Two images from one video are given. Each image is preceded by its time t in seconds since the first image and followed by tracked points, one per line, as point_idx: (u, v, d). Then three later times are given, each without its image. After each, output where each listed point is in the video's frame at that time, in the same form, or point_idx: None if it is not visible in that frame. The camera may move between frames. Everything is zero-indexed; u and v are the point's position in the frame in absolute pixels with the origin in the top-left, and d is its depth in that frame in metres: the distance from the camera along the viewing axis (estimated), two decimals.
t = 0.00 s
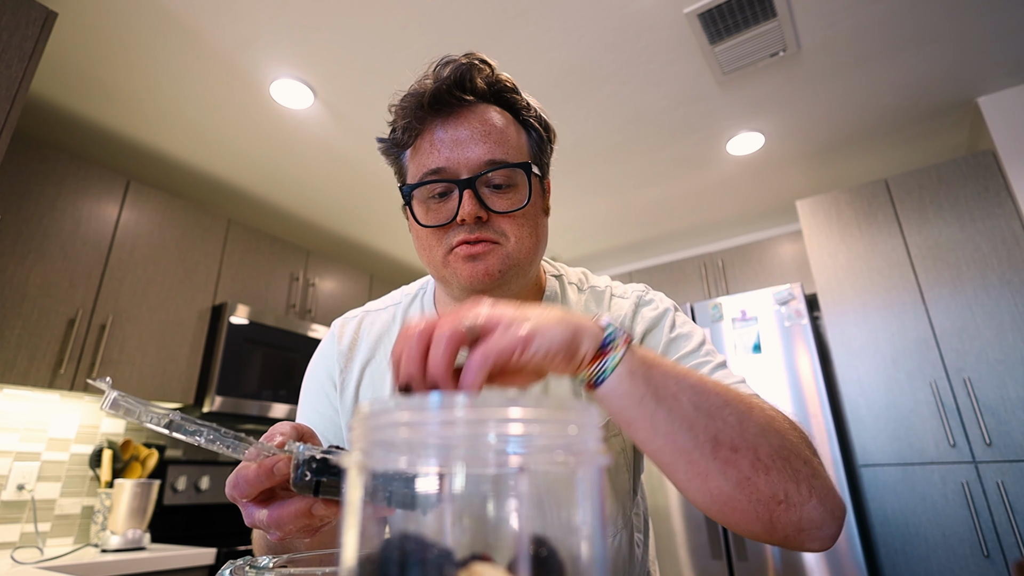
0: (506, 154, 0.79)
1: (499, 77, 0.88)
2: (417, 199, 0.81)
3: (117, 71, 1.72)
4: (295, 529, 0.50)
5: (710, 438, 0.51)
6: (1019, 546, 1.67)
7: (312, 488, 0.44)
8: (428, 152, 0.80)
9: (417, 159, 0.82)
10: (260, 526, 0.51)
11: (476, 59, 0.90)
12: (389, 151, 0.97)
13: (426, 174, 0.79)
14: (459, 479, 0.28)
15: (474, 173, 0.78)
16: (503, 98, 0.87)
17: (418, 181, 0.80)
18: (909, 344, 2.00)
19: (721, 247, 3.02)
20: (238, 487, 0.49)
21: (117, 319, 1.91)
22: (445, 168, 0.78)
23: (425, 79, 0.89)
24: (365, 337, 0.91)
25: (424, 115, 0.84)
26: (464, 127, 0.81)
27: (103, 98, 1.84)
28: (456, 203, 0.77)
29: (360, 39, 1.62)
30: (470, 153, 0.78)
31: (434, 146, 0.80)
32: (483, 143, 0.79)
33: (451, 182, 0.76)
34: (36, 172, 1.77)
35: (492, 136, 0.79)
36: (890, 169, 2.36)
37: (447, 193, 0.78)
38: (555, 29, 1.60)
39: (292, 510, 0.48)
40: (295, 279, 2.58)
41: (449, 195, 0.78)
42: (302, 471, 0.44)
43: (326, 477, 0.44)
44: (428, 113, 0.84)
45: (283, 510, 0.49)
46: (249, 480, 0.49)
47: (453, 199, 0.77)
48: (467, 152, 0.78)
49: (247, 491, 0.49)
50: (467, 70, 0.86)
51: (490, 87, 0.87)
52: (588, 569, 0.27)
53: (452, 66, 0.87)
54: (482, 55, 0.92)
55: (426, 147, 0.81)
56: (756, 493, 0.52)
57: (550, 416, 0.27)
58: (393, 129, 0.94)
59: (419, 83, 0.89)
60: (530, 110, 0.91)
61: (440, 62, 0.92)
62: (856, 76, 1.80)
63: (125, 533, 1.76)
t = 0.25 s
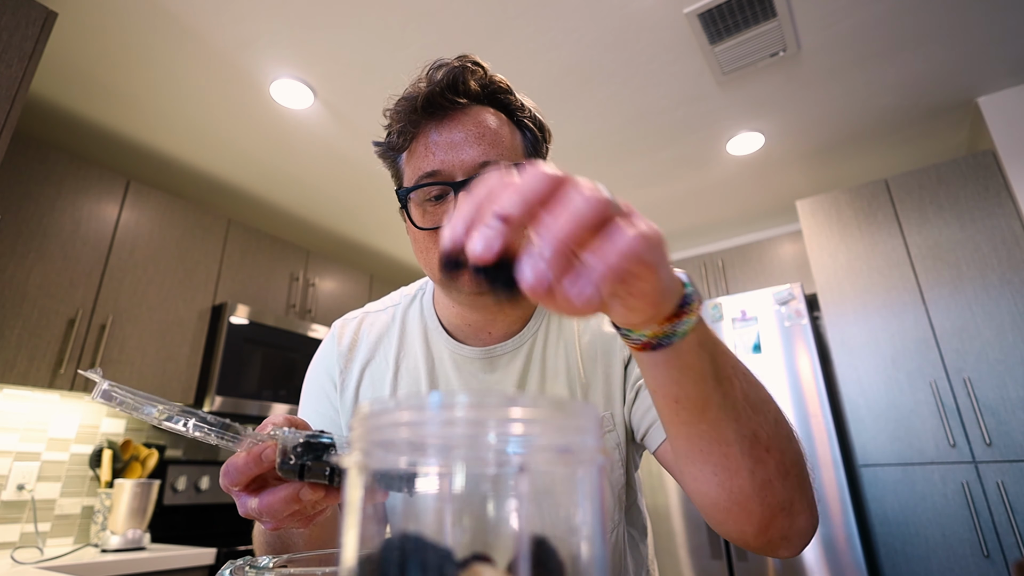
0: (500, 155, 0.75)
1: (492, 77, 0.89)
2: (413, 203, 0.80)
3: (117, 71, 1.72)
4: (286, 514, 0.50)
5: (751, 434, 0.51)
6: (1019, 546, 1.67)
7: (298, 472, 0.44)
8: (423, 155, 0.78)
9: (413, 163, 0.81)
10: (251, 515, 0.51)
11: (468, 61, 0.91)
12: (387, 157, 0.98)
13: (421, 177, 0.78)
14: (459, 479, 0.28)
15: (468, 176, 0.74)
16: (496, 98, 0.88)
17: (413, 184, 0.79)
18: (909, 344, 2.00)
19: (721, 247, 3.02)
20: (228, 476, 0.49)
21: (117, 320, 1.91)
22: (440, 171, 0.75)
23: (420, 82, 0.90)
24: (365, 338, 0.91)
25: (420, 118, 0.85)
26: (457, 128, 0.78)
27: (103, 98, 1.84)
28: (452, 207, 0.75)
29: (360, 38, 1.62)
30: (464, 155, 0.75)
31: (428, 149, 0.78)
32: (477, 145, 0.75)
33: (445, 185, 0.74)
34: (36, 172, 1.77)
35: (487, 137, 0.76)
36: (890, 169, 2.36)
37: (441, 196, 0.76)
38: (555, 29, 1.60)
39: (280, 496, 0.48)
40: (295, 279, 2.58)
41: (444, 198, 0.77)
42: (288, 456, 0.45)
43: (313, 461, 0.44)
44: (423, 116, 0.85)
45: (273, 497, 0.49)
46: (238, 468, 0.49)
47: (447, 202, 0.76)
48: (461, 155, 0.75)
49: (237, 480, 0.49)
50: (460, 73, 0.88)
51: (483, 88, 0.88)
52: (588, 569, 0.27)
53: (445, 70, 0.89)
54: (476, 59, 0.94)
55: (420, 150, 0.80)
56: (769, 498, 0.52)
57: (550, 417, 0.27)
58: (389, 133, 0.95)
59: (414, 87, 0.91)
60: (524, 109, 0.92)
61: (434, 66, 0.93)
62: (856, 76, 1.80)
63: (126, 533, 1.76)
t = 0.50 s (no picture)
0: (491, 156, 0.79)
1: (484, 76, 0.88)
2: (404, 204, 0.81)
3: (117, 71, 1.72)
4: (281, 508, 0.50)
5: (750, 509, 0.52)
6: (1019, 546, 1.67)
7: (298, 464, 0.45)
8: (414, 156, 0.80)
9: (404, 163, 0.82)
10: (247, 512, 0.51)
11: (459, 60, 0.90)
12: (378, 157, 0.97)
13: (413, 178, 0.79)
14: (459, 479, 0.28)
15: (460, 176, 0.78)
16: (489, 98, 0.87)
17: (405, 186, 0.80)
18: (909, 344, 2.00)
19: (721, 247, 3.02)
20: (225, 472, 0.49)
21: (117, 320, 1.91)
22: (432, 172, 0.78)
23: (410, 82, 0.89)
24: (359, 340, 0.91)
25: (410, 119, 0.85)
26: (448, 130, 0.81)
27: (103, 98, 1.84)
28: (443, 207, 0.77)
29: (360, 38, 1.62)
30: (456, 155, 0.78)
31: (419, 149, 0.80)
32: (468, 145, 0.79)
33: (438, 186, 0.77)
34: (36, 172, 1.77)
35: (478, 137, 0.79)
36: (890, 169, 2.36)
37: (434, 197, 0.78)
38: (555, 29, 1.60)
39: (280, 490, 0.48)
40: (295, 279, 2.58)
41: (436, 199, 0.78)
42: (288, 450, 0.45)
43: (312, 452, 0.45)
44: (414, 117, 0.84)
45: (271, 493, 0.49)
46: (237, 464, 0.49)
47: (440, 203, 0.77)
48: (453, 155, 0.78)
49: (235, 475, 0.49)
50: (451, 71, 0.86)
51: (474, 87, 0.87)
52: (587, 568, 0.27)
53: (435, 70, 0.87)
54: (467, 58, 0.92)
55: (412, 152, 0.81)
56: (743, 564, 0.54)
57: (550, 417, 0.27)
58: (380, 135, 0.93)
59: (404, 85, 0.89)
60: (516, 108, 0.90)
61: (424, 64, 0.92)
62: (856, 76, 1.80)
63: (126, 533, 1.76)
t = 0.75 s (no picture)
0: (456, 157, 0.77)
1: (459, 75, 0.87)
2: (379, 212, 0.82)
3: (116, 70, 1.72)
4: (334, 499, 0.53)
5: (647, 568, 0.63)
6: (1019, 546, 1.67)
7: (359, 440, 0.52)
8: (384, 164, 0.81)
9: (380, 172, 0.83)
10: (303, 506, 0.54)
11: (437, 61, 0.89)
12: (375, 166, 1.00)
13: (384, 185, 0.80)
14: (459, 479, 0.28)
15: (424, 179, 0.76)
16: (465, 97, 0.86)
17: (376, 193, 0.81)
18: (909, 344, 2.00)
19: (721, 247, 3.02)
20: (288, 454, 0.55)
21: (117, 320, 1.91)
22: (397, 177, 0.77)
23: (387, 89, 0.90)
24: (358, 337, 0.91)
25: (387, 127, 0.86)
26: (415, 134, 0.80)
27: (102, 98, 1.84)
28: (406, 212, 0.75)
29: (360, 38, 1.62)
30: (419, 159, 0.77)
31: (389, 157, 0.81)
32: (432, 148, 0.77)
33: (399, 191, 0.75)
34: (36, 172, 1.77)
35: (443, 140, 0.78)
36: (890, 169, 2.35)
37: (400, 202, 0.77)
38: (555, 29, 1.60)
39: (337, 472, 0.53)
40: (295, 279, 2.58)
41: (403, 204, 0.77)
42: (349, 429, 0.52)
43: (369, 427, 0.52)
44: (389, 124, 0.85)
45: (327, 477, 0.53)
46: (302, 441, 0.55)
47: (405, 208, 0.76)
48: (416, 159, 0.77)
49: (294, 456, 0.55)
50: (424, 77, 0.87)
51: (451, 88, 0.86)
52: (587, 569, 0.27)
53: (410, 75, 0.88)
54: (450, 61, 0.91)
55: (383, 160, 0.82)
56: None
57: (550, 416, 0.27)
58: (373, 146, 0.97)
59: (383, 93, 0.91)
60: (499, 103, 0.88)
61: (403, 68, 0.92)
62: (856, 76, 1.80)
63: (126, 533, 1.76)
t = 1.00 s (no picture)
0: (418, 162, 0.79)
1: (424, 79, 0.87)
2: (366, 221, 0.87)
3: (116, 71, 1.72)
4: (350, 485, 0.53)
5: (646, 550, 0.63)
6: (1019, 546, 1.67)
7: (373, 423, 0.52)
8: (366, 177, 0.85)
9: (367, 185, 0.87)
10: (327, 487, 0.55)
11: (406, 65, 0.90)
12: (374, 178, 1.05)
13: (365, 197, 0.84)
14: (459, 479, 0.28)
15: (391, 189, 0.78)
16: (431, 100, 0.87)
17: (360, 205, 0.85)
18: (909, 344, 2.00)
19: (721, 247, 3.02)
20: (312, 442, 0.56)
21: (117, 320, 1.91)
22: (371, 189, 0.80)
23: (360, 103, 0.92)
24: (361, 333, 0.91)
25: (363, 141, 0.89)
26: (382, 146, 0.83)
27: (102, 98, 1.84)
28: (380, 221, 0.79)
29: (360, 38, 1.62)
30: (386, 170, 0.79)
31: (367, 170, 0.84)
32: (397, 157, 0.79)
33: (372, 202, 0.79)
34: (36, 172, 1.77)
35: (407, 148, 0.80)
36: (890, 169, 2.36)
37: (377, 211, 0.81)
38: (555, 29, 1.60)
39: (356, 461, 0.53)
40: (295, 279, 2.58)
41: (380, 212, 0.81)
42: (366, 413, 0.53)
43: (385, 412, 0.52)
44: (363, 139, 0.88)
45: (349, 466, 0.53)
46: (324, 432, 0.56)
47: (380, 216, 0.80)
48: (384, 171, 0.80)
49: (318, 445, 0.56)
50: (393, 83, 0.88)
51: (419, 92, 0.87)
52: (587, 569, 0.27)
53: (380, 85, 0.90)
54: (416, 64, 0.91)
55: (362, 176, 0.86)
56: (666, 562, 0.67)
57: (550, 416, 0.27)
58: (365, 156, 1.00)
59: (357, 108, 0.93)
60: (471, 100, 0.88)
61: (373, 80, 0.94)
62: (856, 76, 1.80)
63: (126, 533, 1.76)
